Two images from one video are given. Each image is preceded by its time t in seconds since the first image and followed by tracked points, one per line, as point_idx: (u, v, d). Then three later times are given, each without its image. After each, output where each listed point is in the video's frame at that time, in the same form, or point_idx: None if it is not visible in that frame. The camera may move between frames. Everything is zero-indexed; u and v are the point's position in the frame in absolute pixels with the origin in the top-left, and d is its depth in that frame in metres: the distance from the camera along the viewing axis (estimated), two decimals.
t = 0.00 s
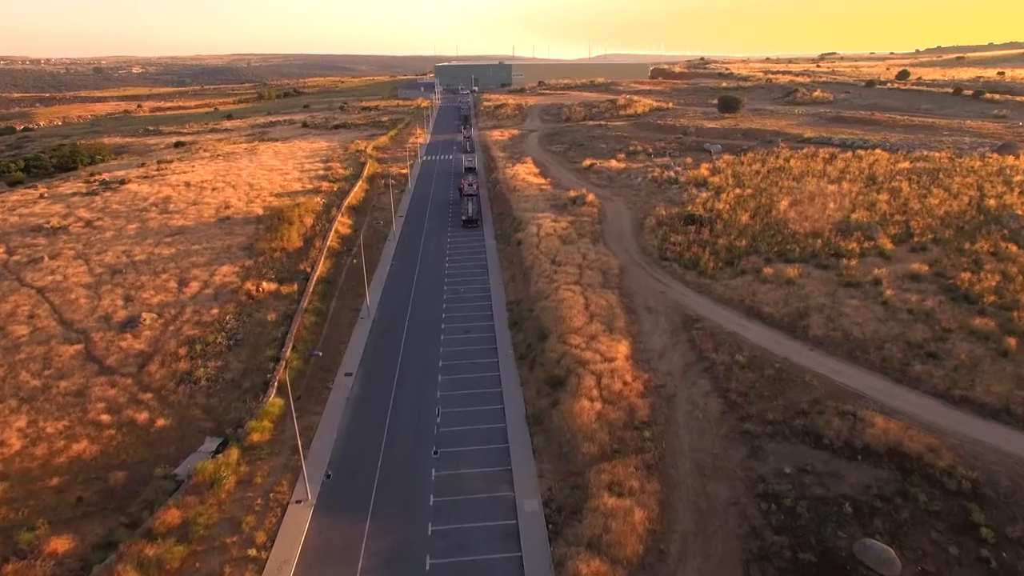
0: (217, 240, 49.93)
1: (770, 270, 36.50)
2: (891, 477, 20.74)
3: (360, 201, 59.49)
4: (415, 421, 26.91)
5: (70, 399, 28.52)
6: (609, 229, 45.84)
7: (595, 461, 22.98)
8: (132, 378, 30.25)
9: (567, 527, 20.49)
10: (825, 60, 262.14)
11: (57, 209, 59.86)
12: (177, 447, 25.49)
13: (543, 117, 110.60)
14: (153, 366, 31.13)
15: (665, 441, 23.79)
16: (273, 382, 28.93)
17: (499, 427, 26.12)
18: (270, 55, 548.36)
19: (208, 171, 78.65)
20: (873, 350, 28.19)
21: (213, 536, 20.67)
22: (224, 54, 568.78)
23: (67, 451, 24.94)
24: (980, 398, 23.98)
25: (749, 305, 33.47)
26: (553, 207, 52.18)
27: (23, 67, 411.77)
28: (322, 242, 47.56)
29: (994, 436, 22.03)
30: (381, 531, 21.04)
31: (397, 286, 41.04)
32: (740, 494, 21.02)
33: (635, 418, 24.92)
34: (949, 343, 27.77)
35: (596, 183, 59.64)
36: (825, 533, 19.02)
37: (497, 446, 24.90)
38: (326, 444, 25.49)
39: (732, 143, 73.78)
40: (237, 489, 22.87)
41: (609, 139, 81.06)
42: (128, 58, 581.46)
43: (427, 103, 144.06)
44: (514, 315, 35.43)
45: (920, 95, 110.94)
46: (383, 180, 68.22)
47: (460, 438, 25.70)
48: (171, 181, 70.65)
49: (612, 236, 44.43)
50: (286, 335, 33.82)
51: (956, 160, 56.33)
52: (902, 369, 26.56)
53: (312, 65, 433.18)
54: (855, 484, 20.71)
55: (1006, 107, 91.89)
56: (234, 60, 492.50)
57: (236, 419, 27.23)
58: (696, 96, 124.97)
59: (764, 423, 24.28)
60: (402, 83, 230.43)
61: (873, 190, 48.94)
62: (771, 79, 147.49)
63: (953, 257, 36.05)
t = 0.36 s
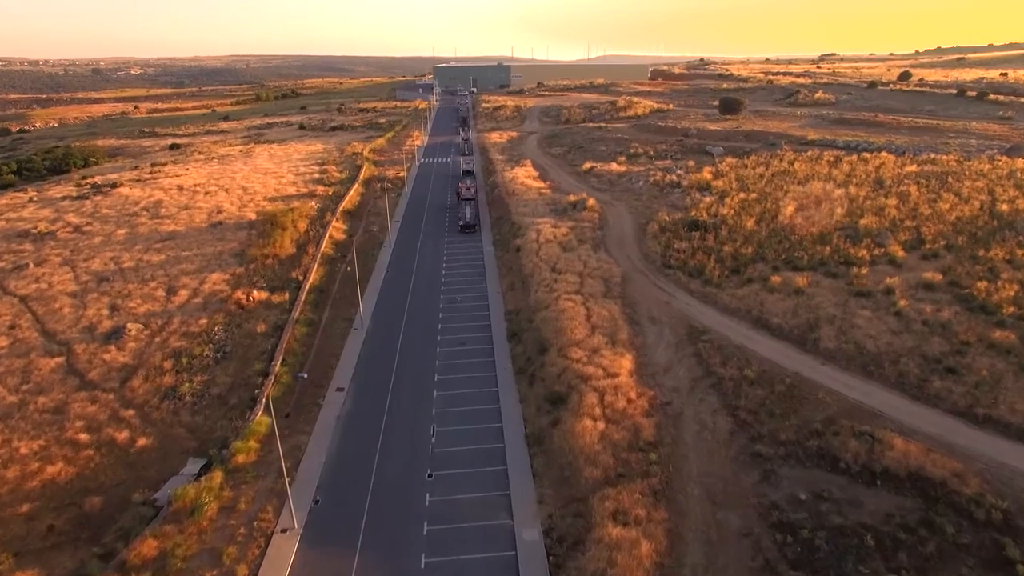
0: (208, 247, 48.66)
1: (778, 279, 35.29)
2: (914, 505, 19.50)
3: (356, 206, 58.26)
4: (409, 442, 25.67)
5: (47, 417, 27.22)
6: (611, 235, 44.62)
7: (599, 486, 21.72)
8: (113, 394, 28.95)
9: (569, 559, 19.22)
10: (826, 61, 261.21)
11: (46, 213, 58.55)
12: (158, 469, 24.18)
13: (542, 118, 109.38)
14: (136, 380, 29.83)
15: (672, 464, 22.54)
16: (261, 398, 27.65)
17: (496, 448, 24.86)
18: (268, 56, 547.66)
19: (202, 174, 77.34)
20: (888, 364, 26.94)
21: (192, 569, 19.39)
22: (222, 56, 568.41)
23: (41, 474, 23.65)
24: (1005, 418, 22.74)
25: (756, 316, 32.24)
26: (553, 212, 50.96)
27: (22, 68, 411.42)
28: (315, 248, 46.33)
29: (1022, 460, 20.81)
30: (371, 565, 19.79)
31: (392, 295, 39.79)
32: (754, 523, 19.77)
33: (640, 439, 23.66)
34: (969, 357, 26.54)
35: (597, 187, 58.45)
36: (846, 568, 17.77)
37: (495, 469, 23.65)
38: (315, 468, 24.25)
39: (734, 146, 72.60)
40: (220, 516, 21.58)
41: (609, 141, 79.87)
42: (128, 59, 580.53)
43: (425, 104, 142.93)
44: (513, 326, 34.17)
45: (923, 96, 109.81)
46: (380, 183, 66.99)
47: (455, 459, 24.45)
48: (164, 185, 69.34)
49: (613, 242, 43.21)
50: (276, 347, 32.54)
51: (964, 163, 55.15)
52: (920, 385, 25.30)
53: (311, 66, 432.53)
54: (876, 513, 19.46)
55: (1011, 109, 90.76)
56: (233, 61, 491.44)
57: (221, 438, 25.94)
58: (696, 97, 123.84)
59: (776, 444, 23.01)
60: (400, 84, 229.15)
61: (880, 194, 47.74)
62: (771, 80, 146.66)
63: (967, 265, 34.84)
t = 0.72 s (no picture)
0: (199, 253, 47.33)
1: (787, 288, 34.05)
2: (941, 537, 18.21)
3: (351, 210, 57.03)
4: (402, 463, 24.39)
5: (21, 436, 25.89)
6: (613, 241, 43.38)
7: (603, 514, 20.42)
8: (92, 410, 27.60)
9: None
10: (826, 61, 260.14)
11: (33, 218, 57.21)
12: (136, 493, 22.83)
13: (542, 120, 108.10)
14: (117, 396, 28.49)
15: (680, 490, 21.26)
16: (248, 416, 26.36)
17: (494, 470, 23.58)
18: (266, 57, 546.69)
19: (195, 177, 75.98)
20: (906, 379, 25.68)
21: None
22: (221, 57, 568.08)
23: (11, 500, 22.32)
24: None
25: (765, 327, 30.98)
26: (552, 217, 49.70)
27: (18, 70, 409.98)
28: (308, 254, 45.06)
29: None
30: None
31: (387, 304, 38.52)
32: (769, 557, 18.49)
33: (646, 462, 22.39)
34: (991, 373, 25.28)
35: (598, 190, 57.19)
36: None
37: (492, 494, 22.35)
38: (303, 492, 22.97)
39: (737, 148, 71.37)
40: (199, 547, 20.29)
41: (609, 143, 78.62)
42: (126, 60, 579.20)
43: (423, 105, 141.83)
44: (511, 337, 32.93)
45: (927, 97, 108.63)
46: (376, 186, 65.73)
47: (451, 483, 23.19)
48: (156, 188, 67.96)
49: (615, 249, 41.97)
50: (264, 361, 31.24)
51: (973, 166, 53.94)
52: (941, 402, 24.02)
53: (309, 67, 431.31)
54: (901, 545, 18.17)
55: (1016, 110, 89.62)
56: (231, 62, 489.56)
57: (204, 460, 24.62)
58: (697, 98, 122.59)
59: (790, 467, 21.71)
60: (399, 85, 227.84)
61: (889, 198, 46.51)
62: (772, 81, 145.58)
63: (983, 273, 33.59)
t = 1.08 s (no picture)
0: (188, 259, 45.93)
1: (797, 297, 32.75)
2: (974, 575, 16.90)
3: (346, 213, 55.68)
4: (394, 487, 23.07)
5: None
6: (615, 247, 42.09)
7: (608, 545, 19.10)
8: (69, 429, 26.21)
9: None
10: (827, 61, 258.96)
11: (20, 222, 55.80)
12: (111, 520, 21.46)
13: (541, 121, 106.75)
14: (96, 413, 27.11)
15: (690, 519, 19.94)
16: (232, 436, 25.01)
17: (492, 496, 22.27)
18: (265, 57, 545.42)
19: (188, 179, 74.55)
20: (926, 395, 24.35)
21: None
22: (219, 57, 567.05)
23: None
24: None
25: (775, 339, 29.69)
26: (553, 221, 48.36)
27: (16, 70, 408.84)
28: (300, 261, 43.71)
29: None
30: None
31: (381, 313, 37.20)
32: None
33: (653, 487, 21.07)
34: (1016, 390, 23.96)
35: (599, 194, 55.85)
36: None
37: (490, 522, 21.05)
38: (289, 520, 21.66)
39: (740, 150, 70.05)
40: None
41: (610, 144, 77.33)
42: (124, 60, 577.96)
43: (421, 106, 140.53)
44: (510, 349, 31.61)
45: (930, 97, 107.33)
46: (372, 189, 64.41)
47: (446, 509, 21.88)
48: (147, 191, 66.50)
49: (618, 256, 40.67)
50: (252, 374, 29.89)
51: (983, 168, 52.64)
52: (965, 422, 22.69)
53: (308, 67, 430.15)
54: None
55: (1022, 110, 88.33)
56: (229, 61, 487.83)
57: (185, 483, 23.27)
58: (698, 98, 121.23)
59: (807, 494, 20.37)
60: (397, 86, 226.55)
61: (898, 202, 45.21)
62: (773, 81, 144.32)
63: (1001, 281, 32.28)
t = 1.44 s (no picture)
0: (177, 265, 44.49)
1: (808, 307, 31.39)
2: None
3: (340, 217, 54.28)
4: (384, 515, 21.73)
5: None
6: (618, 253, 40.77)
7: None
8: (43, 450, 24.77)
9: None
10: (827, 61, 257.80)
11: (6, 226, 54.31)
12: (81, 552, 20.07)
13: (540, 121, 105.33)
14: (71, 432, 25.68)
15: (702, 553, 18.57)
16: (215, 457, 23.62)
17: (489, 525, 20.92)
18: (263, 57, 544.20)
19: (180, 182, 73.04)
20: (950, 415, 22.99)
21: None
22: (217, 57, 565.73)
23: None
24: None
25: (786, 352, 28.33)
26: (553, 226, 47.01)
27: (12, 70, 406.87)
28: (292, 267, 42.32)
29: None
30: None
31: (374, 323, 35.83)
32: None
33: (662, 517, 19.71)
34: None
35: (600, 197, 54.51)
36: None
37: (487, 556, 19.71)
38: (272, 552, 20.31)
39: (744, 151, 68.72)
40: None
41: (611, 146, 75.96)
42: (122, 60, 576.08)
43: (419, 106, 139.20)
44: (509, 363, 30.25)
45: (935, 97, 106.11)
46: (368, 192, 63.00)
47: (440, 540, 20.53)
48: (137, 194, 64.97)
49: (620, 262, 39.29)
50: (238, 390, 28.47)
51: (995, 170, 51.29)
52: (994, 445, 21.34)
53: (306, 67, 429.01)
54: None
55: None
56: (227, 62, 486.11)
57: (163, 509, 21.88)
58: (699, 98, 119.92)
59: (827, 525, 19.02)
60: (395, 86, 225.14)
61: (909, 206, 43.85)
62: (774, 80, 143.04)
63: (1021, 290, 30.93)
